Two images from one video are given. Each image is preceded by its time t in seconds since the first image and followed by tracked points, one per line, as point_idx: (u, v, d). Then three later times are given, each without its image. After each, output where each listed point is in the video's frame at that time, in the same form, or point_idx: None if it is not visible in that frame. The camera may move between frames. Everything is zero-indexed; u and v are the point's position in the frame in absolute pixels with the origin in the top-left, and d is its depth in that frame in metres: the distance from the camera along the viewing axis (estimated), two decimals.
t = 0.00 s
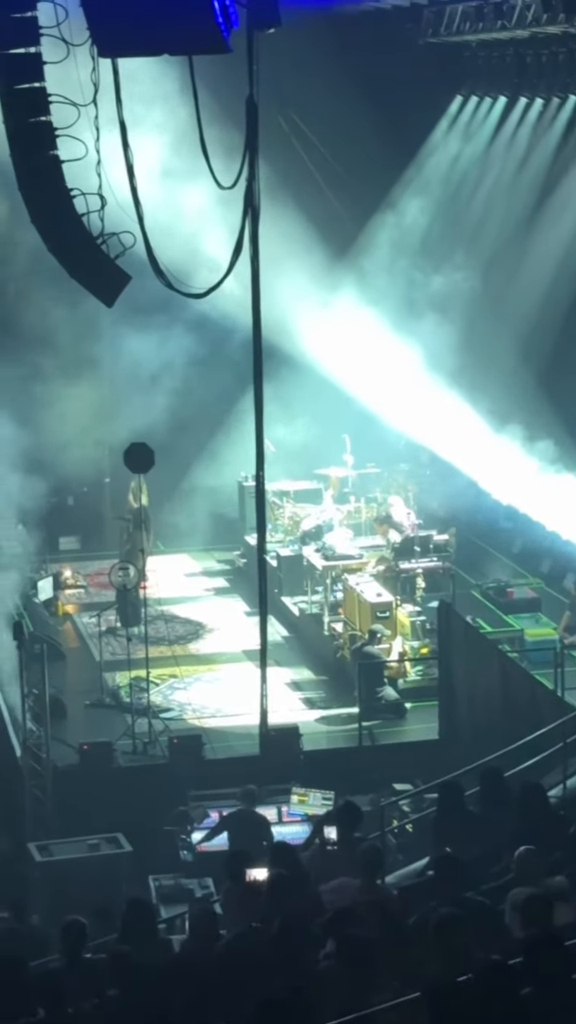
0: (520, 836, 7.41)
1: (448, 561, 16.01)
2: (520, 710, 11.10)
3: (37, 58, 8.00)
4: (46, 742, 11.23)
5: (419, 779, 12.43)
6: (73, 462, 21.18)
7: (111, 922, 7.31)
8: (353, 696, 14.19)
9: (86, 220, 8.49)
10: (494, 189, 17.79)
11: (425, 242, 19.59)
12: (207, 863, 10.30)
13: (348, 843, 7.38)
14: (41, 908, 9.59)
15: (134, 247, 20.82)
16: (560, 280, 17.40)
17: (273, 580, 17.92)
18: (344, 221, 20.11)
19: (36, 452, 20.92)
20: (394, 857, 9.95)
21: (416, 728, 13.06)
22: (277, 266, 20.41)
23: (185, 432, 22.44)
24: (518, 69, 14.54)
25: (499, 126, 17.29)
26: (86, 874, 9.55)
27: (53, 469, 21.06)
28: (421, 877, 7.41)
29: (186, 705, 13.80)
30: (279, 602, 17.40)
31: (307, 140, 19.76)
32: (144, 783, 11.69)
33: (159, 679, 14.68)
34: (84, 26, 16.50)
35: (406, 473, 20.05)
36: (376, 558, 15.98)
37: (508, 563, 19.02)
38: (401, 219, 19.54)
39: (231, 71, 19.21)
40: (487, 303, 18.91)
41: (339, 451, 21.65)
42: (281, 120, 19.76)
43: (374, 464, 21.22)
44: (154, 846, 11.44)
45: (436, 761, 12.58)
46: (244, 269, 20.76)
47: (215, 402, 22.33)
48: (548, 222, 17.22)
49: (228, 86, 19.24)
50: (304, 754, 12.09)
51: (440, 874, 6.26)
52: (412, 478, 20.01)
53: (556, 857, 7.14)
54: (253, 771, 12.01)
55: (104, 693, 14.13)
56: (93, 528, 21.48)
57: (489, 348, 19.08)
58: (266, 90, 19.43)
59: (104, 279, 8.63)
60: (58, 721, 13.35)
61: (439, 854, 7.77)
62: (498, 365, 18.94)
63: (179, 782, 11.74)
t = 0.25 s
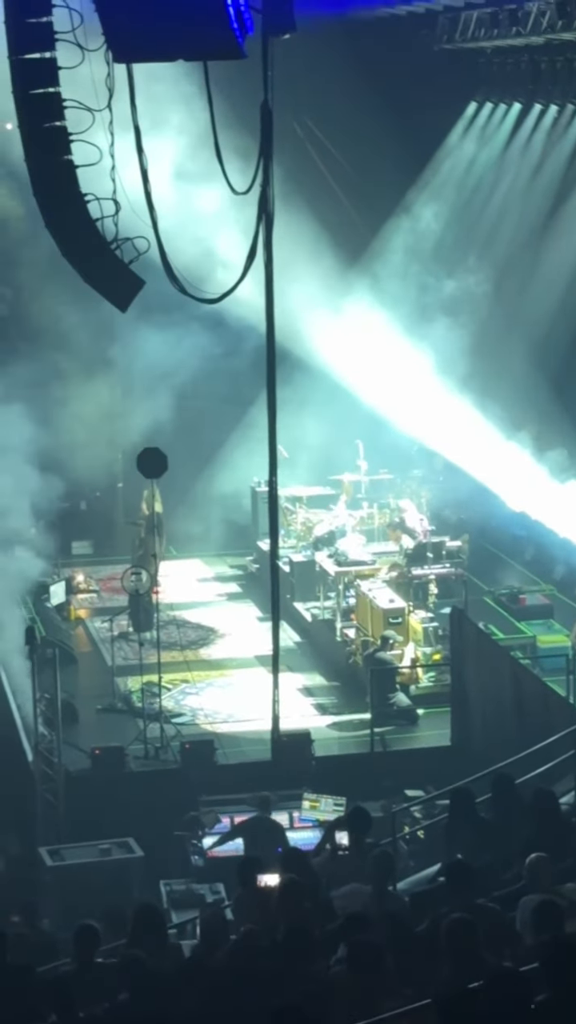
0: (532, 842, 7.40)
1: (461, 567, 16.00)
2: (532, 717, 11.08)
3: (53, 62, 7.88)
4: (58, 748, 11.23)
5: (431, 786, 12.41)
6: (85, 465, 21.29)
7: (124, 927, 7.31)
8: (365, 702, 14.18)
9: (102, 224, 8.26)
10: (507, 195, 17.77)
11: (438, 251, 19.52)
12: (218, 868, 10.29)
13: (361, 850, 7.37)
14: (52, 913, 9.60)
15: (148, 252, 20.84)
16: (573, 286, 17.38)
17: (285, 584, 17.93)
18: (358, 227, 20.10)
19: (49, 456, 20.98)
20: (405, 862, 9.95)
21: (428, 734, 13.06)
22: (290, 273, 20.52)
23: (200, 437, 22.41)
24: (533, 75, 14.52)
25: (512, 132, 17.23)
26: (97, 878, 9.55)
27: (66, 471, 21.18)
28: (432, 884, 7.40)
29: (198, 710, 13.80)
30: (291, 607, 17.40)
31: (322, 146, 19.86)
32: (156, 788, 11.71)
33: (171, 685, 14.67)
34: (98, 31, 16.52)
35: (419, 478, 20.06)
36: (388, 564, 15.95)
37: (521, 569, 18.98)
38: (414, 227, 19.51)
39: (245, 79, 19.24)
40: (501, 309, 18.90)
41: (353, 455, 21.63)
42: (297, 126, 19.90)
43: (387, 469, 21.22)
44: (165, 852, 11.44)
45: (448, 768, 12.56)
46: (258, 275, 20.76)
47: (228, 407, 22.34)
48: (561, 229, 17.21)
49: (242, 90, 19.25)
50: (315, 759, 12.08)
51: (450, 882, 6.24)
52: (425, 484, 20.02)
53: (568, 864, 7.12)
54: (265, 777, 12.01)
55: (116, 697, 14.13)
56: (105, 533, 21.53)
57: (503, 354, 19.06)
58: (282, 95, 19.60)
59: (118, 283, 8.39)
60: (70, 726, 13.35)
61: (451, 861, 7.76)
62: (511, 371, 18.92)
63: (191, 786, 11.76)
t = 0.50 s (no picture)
0: (545, 848, 7.39)
1: (474, 575, 16.00)
2: (544, 725, 11.08)
3: (68, 69, 7.90)
4: (69, 754, 11.23)
5: (443, 793, 12.41)
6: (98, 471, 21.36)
7: (136, 932, 7.31)
8: (377, 709, 14.19)
9: (115, 232, 8.25)
10: (521, 202, 17.75)
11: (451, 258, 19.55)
12: (230, 874, 10.29)
13: (373, 854, 7.36)
14: (64, 919, 9.61)
15: (162, 258, 20.86)
16: None
17: (298, 591, 17.94)
18: (373, 233, 20.11)
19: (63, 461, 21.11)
20: (417, 870, 9.96)
21: (440, 741, 13.05)
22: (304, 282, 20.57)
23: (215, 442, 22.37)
24: (547, 83, 14.52)
25: (526, 141, 17.21)
26: (108, 883, 9.56)
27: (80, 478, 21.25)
28: (444, 889, 7.41)
29: (210, 716, 13.81)
30: (304, 614, 17.41)
31: (334, 152, 19.76)
32: (168, 793, 11.71)
33: (182, 691, 14.66)
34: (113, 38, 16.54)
35: (432, 485, 20.06)
36: (401, 570, 15.95)
37: (534, 576, 18.97)
38: (428, 235, 19.51)
39: (260, 87, 19.16)
40: (514, 316, 18.90)
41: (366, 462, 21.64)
42: (311, 134, 19.77)
43: (400, 476, 21.24)
44: (177, 858, 11.45)
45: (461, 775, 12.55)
46: (273, 282, 20.77)
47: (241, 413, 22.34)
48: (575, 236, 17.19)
49: (257, 98, 19.18)
50: (326, 765, 12.08)
51: (464, 888, 6.24)
52: (437, 491, 20.02)
53: None
54: (276, 783, 12.01)
55: (128, 704, 14.14)
56: (118, 537, 21.64)
57: (516, 361, 19.06)
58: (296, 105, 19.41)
59: (130, 290, 8.37)
60: (82, 731, 13.37)
61: (462, 868, 7.75)
62: (525, 379, 18.91)
63: (202, 793, 11.75)
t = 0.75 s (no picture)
0: (559, 858, 7.39)
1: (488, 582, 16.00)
2: (558, 733, 11.07)
3: (83, 78, 7.90)
4: (83, 760, 11.24)
5: (456, 801, 12.41)
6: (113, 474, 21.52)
7: (151, 940, 7.31)
8: (391, 717, 14.19)
9: (129, 239, 8.27)
10: (536, 211, 17.75)
11: (462, 264, 19.48)
12: (243, 881, 10.30)
13: (387, 863, 7.35)
14: (78, 926, 9.61)
15: (177, 266, 20.88)
16: None
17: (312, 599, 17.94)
18: (386, 241, 20.12)
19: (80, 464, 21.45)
20: (432, 877, 9.96)
21: (453, 749, 13.04)
22: (318, 289, 20.74)
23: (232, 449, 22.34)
24: (562, 91, 14.50)
25: (541, 149, 17.23)
26: (121, 891, 9.57)
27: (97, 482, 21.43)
28: (458, 898, 7.41)
29: (224, 724, 13.81)
30: (318, 621, 17.41)
31: (348, 158, 19.77)
32: (181, 801, 11.72)
33: (196, 699, 14.65)
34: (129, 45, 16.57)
35: (446, 493, 20.05)
36: (414, 578, 15.94)
37: (548, 584, 18.96)
38: (441, 244, 19.49)
39: (273, 94, 19.10)
40: (528, 324, 18.90)
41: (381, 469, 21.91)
42: (325, 142, 19.82)
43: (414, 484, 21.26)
44: (191, 866, 11.46)
45: (475, 784, 12.55)
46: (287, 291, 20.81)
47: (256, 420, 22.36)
48: None
49: (271, 107, 19.13)
50: (341, 772, 12.07)
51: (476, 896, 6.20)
52: (452, 498, 20.01)
53: None
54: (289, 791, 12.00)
55: (142, 710, 14.15)
56: (130, 545, 21.47)
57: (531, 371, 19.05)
58: (309, 112, 19.47)
59: (145, 297, 8.38)
60: (96, 738, 13.38)
61: (476, 876, 7.74)
62: (539, 388, 18.90)
63: (215, 800, 11.76)
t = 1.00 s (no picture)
0: (571, 864, 7.37)
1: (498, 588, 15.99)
2: (569, 740, 11.06)
3: (95, 83, 7.91)
4: (94, 766, 11.14)
5: (467, 807, 12.41)
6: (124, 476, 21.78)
7: (162, 943, 7.31)
8: (402, 722, 14.18)
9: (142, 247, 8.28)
10: (547, 218, 17.73)
11: (471, 270, 19.43)
12: (254, 887, 10.31)
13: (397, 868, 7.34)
14: (88, 931, 9.61)
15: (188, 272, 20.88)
16: None
17: (322, 604, 17.94)
18: (398, 247, 20.09)
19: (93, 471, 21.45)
20: (442, 883, 9.97)
21: (463, 755, 13.02)
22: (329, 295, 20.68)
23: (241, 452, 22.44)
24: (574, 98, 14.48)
25: (553, 156, 17.22)
26: (132, 896, 9.58)
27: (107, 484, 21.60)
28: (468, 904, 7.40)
29: (235, 729, 13.80)
30: (328, 627, 17.41)
31: (361, 167, 19.65)
32: (191, 806, 11.71)
33: (207, 705, 14.61)
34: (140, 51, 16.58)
35: (457, 498, 20.05)
36: (425, 584, 15.92)
37: (558, 590, 18.96)
38: (447, 251, 19.47)
39: (287, 99, 19.11)
40: (539, 331, 18.90)
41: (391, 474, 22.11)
42: (337, 149, 19.63)
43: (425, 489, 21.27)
44: (201, 871, 11.46)
45: (486, 789, 12.52)
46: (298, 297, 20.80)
47: (267, 426, 22.35)
48: None
49: (283, 112, 19.16)
50: (351, 778, 12.09)
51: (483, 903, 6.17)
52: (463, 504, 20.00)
53: None
54: (300, 796, 11.98)
55: (152, 716, 14.14)
56: (143, 550, 21.96)
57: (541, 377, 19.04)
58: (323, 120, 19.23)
59: (158, 303, 8.38)
60: (107, 743, 13.39)
61: (486, 881, 7.74)
62: (550, 394, 18.89)
63: (226, 806, 11.76)
